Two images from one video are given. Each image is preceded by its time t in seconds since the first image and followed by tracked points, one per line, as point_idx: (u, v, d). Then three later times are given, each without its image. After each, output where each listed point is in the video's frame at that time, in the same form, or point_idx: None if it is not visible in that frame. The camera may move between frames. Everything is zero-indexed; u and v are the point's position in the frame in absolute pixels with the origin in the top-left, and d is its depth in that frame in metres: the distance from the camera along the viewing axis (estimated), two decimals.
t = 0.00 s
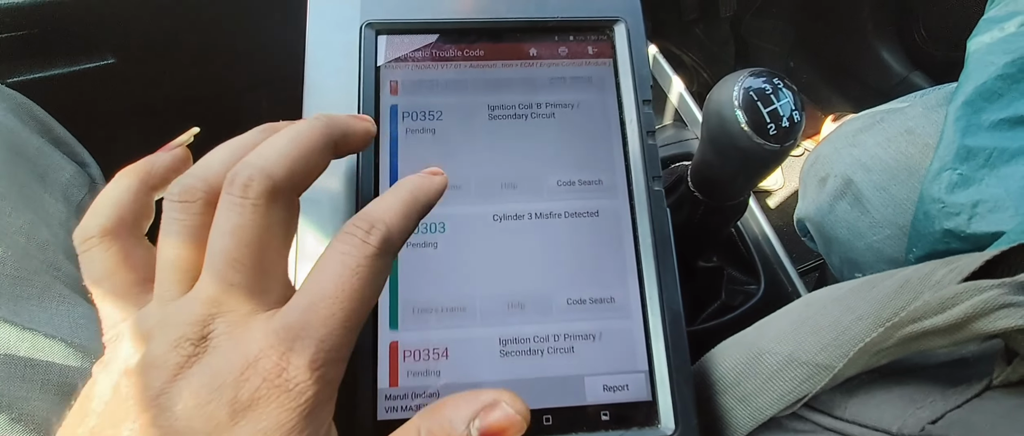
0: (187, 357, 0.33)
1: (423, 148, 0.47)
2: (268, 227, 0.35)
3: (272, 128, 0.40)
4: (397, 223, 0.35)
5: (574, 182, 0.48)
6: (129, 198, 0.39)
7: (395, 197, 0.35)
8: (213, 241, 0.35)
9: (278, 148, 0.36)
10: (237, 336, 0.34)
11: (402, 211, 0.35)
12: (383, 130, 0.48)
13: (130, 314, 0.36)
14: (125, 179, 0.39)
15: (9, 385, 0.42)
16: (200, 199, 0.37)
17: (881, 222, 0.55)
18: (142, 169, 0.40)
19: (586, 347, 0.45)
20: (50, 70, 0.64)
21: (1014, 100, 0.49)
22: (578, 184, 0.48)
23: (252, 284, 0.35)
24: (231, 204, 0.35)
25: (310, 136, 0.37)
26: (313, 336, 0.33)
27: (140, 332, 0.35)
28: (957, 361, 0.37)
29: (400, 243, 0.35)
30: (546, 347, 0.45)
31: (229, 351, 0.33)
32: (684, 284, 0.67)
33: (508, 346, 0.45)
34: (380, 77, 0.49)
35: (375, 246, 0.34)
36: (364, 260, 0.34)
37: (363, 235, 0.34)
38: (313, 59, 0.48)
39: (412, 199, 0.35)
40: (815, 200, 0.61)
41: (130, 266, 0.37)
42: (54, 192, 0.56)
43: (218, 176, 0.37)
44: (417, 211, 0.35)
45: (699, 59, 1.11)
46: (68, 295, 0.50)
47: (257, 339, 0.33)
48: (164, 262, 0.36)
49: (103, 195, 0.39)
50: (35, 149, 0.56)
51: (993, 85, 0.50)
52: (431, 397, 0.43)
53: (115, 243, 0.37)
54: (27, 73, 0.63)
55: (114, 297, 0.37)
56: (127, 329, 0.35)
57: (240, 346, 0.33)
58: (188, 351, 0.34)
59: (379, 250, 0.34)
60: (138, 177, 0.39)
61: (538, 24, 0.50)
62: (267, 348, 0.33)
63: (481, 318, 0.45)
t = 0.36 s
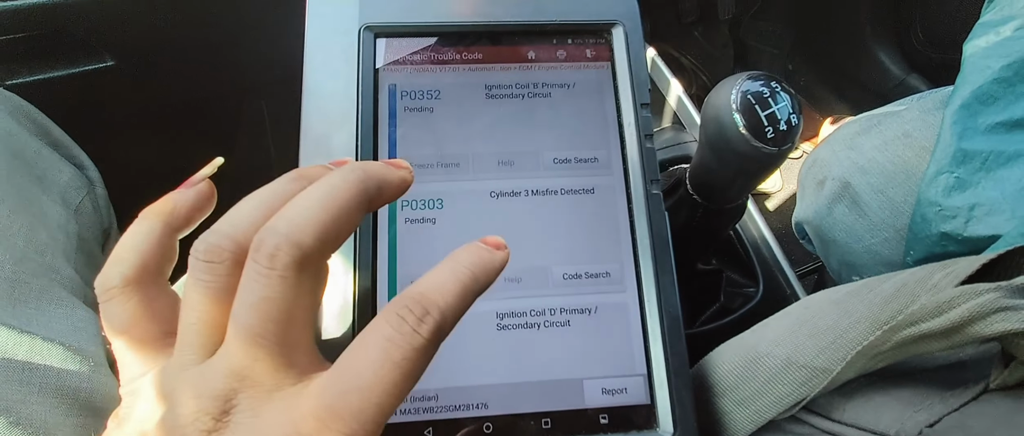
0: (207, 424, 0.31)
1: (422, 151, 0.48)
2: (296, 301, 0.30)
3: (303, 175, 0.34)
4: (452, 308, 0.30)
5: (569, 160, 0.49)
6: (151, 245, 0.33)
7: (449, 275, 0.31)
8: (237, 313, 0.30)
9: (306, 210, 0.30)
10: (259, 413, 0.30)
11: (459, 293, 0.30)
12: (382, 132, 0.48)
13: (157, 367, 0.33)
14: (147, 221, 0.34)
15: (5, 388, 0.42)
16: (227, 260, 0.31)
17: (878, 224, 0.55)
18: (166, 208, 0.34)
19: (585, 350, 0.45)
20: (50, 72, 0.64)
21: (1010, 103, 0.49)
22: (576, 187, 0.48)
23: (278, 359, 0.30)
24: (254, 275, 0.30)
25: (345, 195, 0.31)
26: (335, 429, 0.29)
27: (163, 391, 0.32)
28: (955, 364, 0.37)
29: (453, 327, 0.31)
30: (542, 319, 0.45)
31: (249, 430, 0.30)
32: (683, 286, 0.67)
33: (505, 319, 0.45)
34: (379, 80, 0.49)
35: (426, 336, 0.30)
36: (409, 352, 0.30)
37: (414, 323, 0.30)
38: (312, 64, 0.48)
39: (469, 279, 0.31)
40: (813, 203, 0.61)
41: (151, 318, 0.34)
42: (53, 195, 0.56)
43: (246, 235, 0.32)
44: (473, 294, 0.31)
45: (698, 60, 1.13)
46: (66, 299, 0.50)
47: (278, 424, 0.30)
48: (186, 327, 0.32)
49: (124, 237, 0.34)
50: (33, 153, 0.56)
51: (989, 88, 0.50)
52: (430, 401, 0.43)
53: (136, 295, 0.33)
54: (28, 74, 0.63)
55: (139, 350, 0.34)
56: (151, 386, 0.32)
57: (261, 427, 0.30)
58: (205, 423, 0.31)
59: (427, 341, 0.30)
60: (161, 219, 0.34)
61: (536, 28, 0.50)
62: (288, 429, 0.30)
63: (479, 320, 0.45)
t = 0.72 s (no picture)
0: None
1: (420, 165, 0.48)
2: (289, 318, 0.31)
3: (297, 195, 0.35)
4: (428, 313, 0.31)
5: (567, 173, 0.49)
6: (150, 266, 0.34)
7: (425, 281, 0.31)
8: (230, 332, 0.31)
9: (296, 231, 0.31)
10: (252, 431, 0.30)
11: (434, 299, 0.31)
12: (383, 147, 0.49)
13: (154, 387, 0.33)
14: (143, 243, 0.35)
15: (9, 405, 0.42)
16: (222, 281, 0.32)
17: (874, 235, 0.55)
18: (163, 230, 0.35)
19: (583, 363, 0.46)
20: (53, 86, 0.64)
21: (1001, 115, 0.50)
22: (573, 201, 0.49)
23: (272, 375, 0.31)
24: (247, 296, 0.31)
25: (335, 213, 0.31)
26: None
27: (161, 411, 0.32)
28: (948, 375, 0.38)
29: (430, 333, 0.31)
30: (541, 333, 0.46)
31: None
32: (682, 295, 0.67)
33: (504, 333, 0.46)
34: (378, 97, 0.50)
35: (403, 341, 0.30)
36: (389, 358, 0.30)
37: (390, 329, 0.30)
38: (312, 79, 0.49)
39: (444, 283, 0.31)
40: (809, 213, 0.62)
41: (149, 338, 0.34)
42: (55, 210, 0.56)
43: (240, 256, 0.32)
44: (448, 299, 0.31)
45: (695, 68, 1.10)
46: (70, 314, 0.50)
47: None
48: (182, 346, 0.32)
49: (121, 260, 0.35)
50: (38, 168, 0.57)
51: (979, 100, 0.51)
52: (429, 415, 0.43)
53: (134, 315, 0.34)
54: (30, 89, 0.64)
55: (136, 370, 0.34)
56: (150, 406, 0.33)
57: None
58: None
59: (405, 347, 0.30)
60: (158, 240, 0.35)
61: (532, 44, 0.50)
62: None
63: (478, 333, 0.46)
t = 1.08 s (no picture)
0: None
1: (425, 204, 0.50)
2: (308, 337, 0.33)
3: (297, 217, 0.36)
4: (415, 318, 0.32)
5: (564, 210, 0.51)
6: (167, 298, 0.35)
7: (411, 284, 0.32)
8: (255, 351, 0.33)
9: (306, 254, 0.33)
10: None
11: (417, 304, 0.32)
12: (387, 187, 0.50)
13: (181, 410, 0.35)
14: (158, 277, 0.36)
15: None
16: (248, 307, 0.34)
17: (869, 262, 0.56)
18: (171, 263, 0.36)
19: (585, 396, 0.47)
20: (66, 127, 0.64)
21: (988, 144, 0.52)
22: (571, 237, 0.50)
23: (291, 390, 0.33)
24: (269, 319, 0.33)
25: (339, 232, 0.33)
26: None
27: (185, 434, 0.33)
28: (943, 405, 0.38)
29: (421, 335, 0.33)
30: (542, 368, 0.47)
31: None
32: (683, 321, 0.69)
33: (507, 368, 0.47)
34: (383, 140, 0.51)
35: (395, 347, 0.32)
36: (385, 362, 0.32)
37: (382, 336, 0.32)
38: (320, 126, 0.51)
39: (428, 288, 0.32)
40: (805, 240, 0.63)
41: (172, 368, 0.35)
42: (70, 250, 0.56)
43: (262, 282, 0.35)
44: (434, 299, 0.32)
45: (692, 91, 1.10)
46: (83, 352, 0.49)
47: None
48: (211, 367, 0.34)
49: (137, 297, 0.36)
50: (54, 209, 0.57)
51: (967, 130, 0.53)
52: None
53: (157, 346, 0.35)
54: (45, 131, 0.63)
55: (161, 399, 0.35)
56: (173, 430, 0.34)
57: None
58: None
59: (399, 349, 0.32)
60: (170, 273, 0.36)
61: (530, 86, 0.52)
62: None
63: (483, 368, 0.47)
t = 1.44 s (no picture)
0: None
1: (421, 209, 0.50)
2: (331, 327, 0.36)
3: (317, 222, 0.39)
4: (427, 312, 0.35)
5: (562, 215, 0.52)
6: (190, 293, 0.37)
7: (425, 285, 0.36)
8: (284, 339, 0.35)
9: (335, 253, 0.36)
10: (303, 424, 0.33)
11: (431, 300, 0.35)
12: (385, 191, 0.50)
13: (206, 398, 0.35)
14: (179, 277, 0.38)
15: None
16: (275, 302, 0.37)
17: (865, 266, 0.57)
18: (190, 262, 0.38)
19: (581, 400, 0.47)
20: (65, 130, 0.64)
21: (982, 149, 0.52)
22: (570, 242, 0.51)
23: (315, 376, 0.35)
24: (299, 310, 0.35)
25: (364, 236, 0.37)
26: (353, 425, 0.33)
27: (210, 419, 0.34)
28: (935, 408, 0.39)
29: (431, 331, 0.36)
30: (539, 372, 0.47)
31: None
32: (677, 325, 0.68)
33: (504, 372, 0.47)
34: (381, 145, 0.52)
35: (410, 336, 0.34)
36: (401, 350, 0.34)
37: (397, 327, 0.35)
38: (319, 132, 0.51)
39: (438, 289, 0.36)
40: (801, 243, 0.63)
41: (194, 359, 0.37)
42: (68, 253, 0.56)
43: (287, 279, 0.37)
44: (443, 300, 0.36)
45: (689, 92, 1.11)
46: (80, 356, 0.49)
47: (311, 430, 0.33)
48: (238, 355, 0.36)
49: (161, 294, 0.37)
50: (52, 213, 0.58)
51: (960, 135, 0.54)
52: None
53: (183, 337, 0.37)
54: (44, 134, 0.63)
55: (185, 389, 0.36)
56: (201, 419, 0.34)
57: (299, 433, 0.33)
58: None
59: (413, 341, 0.35)
60: (190, 271, 0.38)
61: (526, 92, 0.53)
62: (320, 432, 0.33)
63: (480, 372, 0.47)
